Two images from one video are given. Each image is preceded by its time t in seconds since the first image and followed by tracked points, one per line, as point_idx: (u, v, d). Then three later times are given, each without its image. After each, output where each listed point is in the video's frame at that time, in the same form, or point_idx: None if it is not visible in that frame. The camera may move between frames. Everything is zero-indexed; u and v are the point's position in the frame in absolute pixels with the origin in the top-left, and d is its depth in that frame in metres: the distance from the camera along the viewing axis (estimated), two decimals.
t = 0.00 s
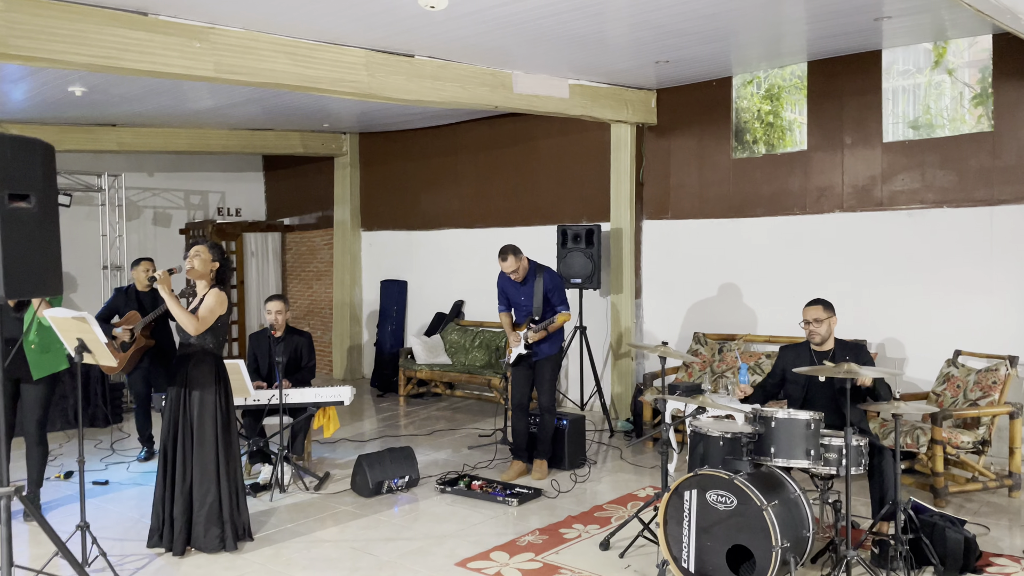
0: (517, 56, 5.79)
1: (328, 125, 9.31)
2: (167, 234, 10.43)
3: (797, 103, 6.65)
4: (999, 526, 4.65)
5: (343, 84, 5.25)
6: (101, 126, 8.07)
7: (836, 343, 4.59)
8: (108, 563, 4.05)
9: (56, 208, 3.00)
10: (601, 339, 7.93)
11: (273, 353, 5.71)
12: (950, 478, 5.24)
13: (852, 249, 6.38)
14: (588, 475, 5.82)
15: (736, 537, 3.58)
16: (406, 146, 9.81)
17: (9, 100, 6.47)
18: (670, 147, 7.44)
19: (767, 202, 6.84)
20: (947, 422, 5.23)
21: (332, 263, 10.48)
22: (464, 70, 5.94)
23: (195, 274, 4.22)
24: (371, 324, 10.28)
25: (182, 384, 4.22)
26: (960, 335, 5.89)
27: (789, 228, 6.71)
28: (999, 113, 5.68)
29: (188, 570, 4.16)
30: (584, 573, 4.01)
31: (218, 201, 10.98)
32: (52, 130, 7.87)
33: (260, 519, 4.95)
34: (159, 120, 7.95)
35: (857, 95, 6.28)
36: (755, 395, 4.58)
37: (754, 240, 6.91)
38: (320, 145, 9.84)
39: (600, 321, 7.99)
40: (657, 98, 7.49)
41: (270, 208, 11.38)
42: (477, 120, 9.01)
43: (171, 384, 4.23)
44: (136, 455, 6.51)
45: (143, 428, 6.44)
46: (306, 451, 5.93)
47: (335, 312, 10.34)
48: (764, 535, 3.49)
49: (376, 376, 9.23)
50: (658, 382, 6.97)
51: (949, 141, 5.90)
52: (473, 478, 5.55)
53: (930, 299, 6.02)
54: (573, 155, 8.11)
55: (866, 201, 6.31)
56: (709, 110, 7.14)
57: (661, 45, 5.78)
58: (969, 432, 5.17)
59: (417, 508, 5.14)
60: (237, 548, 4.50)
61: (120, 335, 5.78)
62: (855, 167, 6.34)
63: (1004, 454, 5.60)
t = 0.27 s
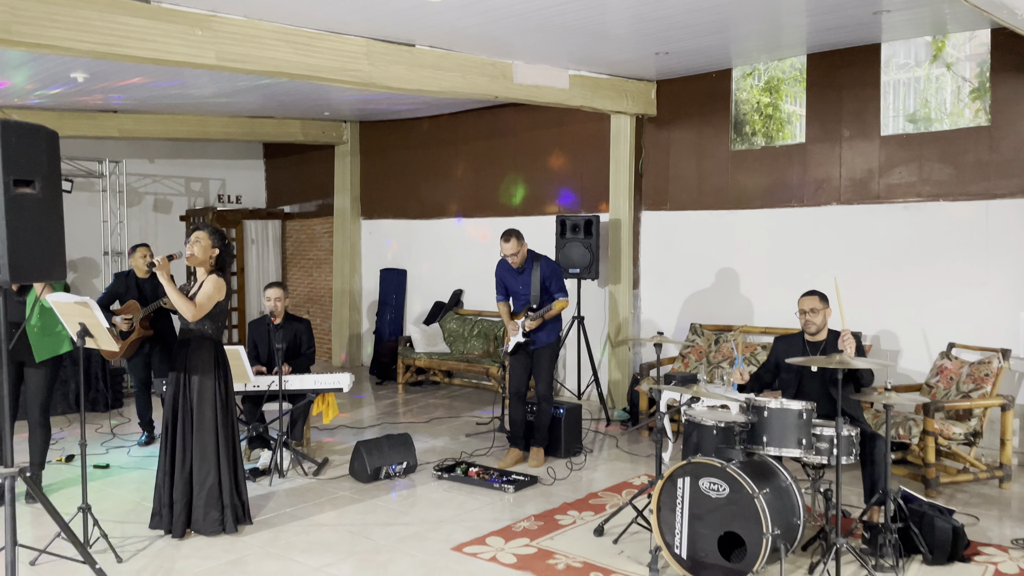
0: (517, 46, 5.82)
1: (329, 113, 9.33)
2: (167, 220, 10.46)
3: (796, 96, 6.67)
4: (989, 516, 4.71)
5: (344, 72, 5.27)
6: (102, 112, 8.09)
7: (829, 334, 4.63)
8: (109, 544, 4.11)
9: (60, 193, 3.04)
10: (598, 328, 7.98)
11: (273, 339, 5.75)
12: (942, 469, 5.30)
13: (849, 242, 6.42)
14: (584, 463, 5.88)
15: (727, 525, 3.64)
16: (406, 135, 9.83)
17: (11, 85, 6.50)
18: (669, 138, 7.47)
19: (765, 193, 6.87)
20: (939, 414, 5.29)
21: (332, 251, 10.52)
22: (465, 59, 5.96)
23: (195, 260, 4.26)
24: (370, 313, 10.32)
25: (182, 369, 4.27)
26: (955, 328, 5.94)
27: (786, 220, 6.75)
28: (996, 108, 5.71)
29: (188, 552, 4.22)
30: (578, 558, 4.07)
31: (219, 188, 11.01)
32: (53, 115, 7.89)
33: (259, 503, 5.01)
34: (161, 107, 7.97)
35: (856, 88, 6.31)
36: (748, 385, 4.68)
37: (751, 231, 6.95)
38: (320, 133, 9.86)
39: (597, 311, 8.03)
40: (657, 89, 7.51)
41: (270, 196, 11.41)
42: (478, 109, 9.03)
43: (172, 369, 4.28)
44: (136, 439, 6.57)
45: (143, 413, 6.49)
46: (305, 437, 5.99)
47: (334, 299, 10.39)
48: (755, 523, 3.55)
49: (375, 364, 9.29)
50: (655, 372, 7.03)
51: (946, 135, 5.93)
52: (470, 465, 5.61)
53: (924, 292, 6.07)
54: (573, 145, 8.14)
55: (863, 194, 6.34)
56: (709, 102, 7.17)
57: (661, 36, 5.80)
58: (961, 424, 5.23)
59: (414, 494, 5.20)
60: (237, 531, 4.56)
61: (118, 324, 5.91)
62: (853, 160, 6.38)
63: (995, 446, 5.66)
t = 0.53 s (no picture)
0: (516, 29, 5.84)
1: (329, 95, 9.35)
2: (167, 200, 10.50)
3: (794, 81, 6.70)
4: (976, 496, 4.80)
5: (343, 54, 5.30)
6: (103, 92, 8.11)
7: (819, 316, 4.71)
8: (112, 518, 4.19)
9: (64, 171, 3.09)
10: (596, 311, 8.05)
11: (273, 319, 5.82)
12: (932, 451, 5.38)
13: (844, 226, 6.47)
14: (579, 443, 5.97)
15: (716, 501, 3.72)
16: (406, 117, 9.85)
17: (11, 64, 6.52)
18: (667, 122, 7.50)
19: (762, 177, 6.92)
20: (930, 396, 5.36)
21: (331, 232, 10.57)
22: (464, 42, 5.99)
23: (196, 239, 4.31)
24: (369, 295, 10.38)
25: (183, 346, 4.33)
26: (947, 312, 6.01)
27: (782, 204, 6.80)
28: (992, 93, 5.75)
29: (189, 526, 4.30)
30: (572, 534, 4.15)
31: (219, 168, 11.04)
32: (54, 94, 7.91)
33: (259, 479, 5.09)
34: (161, 87, 7.99)
35: (854, 73, 6.34)
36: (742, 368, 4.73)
37: (748, 215, 7.00)
38: (320, 115, 9.87)
39: (595, 293, 8.10)
40: (655, 73, 7.54)
41: (270, 177, 11.43)
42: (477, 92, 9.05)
43: (172, 346, 4.34)
44: (138, 417, 6.65)
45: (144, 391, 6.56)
46: (304, 415, 6.06)
47: (334, 280, 10.45)
48: (743, 500, 3.63)
49: (375, 345, 9.36)
50: (650, 353, 7.10)
51: (942, 120, 5.97)
52: (467, 444, 5.69)
53: (917, 276, 6.13)
54: (572, 128, 8.17)
55: (859, 179, 6.39)
56: (707, 86, 7.20)
57: (660, 20, 5.83)
58: (951, 406, 5.31)
59: (412, 471, 5.28)
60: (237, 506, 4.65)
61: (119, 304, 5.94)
62: (849, 145, 6.42)
63: (984, 428, 5.74)
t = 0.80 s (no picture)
0: (515, 15, 5.87)
1: (328, 80, 9.37)
2: (166, 184, 10.55)
3: (791, 69, 6.74)
4: (964, 480, 4.89)
5: (342, 39, 5.33)
6: (102, 76, 8.14)
7: (812, 303, 4.78)
8: (113, 495, 4.26)
9: (68, 153, 3.14)
10: (592, 297, 8.11)
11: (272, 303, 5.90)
12: (921, 436, 5.46)
13: (838, 214, 6.53)
14: (574, 426, 6.04)
15: (705, 482, 3.79)
16: (405, 103, 9.88)
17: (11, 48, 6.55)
18: (665, 109, 7.54)
19: (758, 165, 6.97)
20: (920, 382, 5.44)
21: (330, 218, 10.61)
22: (462, 28, 6.02)
23: (196, 223, 4.37)
24: (367, 280, 10.44)
25: (182, 328, 4.40)
26: (939, 299, 6.08)
27: (777, 192, 6.85)
28: (986, 83, 5.79)
29: (190, 504, 4.38)
30: (565, 514, 4.23)
31: (218, 153, 11.07)
32: (54, 78, 7.94)
33: (258, 460, 5.16)
34: (160, 71, 8.02)
35: (850, 62, 6.37)
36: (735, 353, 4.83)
37: (744, 202, 7.05)
38: (319, 100, 9.90)
39: (592, 279, 8.16)
40: (653, 61, 7.57)
41: (269, 162, 11.47)
42: (476, 78, 9.07)
43: (172, 327, 4.41)
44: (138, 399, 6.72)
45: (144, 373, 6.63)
46: (303, 398, 6.13)
47: (332, 266, 10.50)
48: (732, 480, 3.70)
49: (373, 330, 9.43)
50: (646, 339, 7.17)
51: (936, 109, 6.02)
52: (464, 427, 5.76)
53: (909, 263, 6.19)
54: (570, 115, 8.21)
55: (854, 167, 6.44)
56: (704, 73, 7.23)
57: (657, 7, 5.86)
58: (941, 392, 5.39)
59: (409, 453, 5.35)
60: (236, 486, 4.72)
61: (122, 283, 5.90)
62: (844, 133, 6.46)
63: (974, 414, 5.83)
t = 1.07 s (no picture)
0: (509, 6, 5.90)
1: (323, 69, 9.39)
2: (161, 172, 10.56)
3: (783, 61, 6.79)
4: (947, 469, 4.96)
5: (336, 28, 5.35)
6: (98, 63, 8.14)
7: (802, 294, 4.85)
8: (107, 478, 4.31)
9: (63, 138, 3.17)
10: (585, 287, 8.17)
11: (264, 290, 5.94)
12: (907, 425, 5.54)
13: (829, 205, 6.59)
14: (565, 414, 6.10)
15: (691, 468, 3.86)
16: (400, 92, 9.90)
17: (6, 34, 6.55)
18: (658, 101, 7.58)
19: (750, 157, 7.01)
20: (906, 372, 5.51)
21: (325, 206, 10.64)
22: (456, 18, 6.05)
23: (189, 210, 4.41)
24: (362, 268, 10.48)
25: (176, 314, 4.44)
26: (927, 291, 6.14)
27: (769, 183, 6.90)
28: (976, 76, 5.84)
29: (183, 488, 4.43)
30: (554, 499, 4.30)
31: (213, 141, 11.08)
32: (48, 64, 7.94)
33: (251, 445, 5.21)
34: (155, 58, 8.02)
35: (841, 54, 6.41)
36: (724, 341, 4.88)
37: (736, 193, 7.10)
38: (314, 89, 9.91)
39: (585, 269, 8.21)
40: (647, 52, 7.61)
41: (264, 150, 11.48)
42: (471, 67, 9.10)
43: (166, 313, 4.45)
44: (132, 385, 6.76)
45: (138, 359, 6.67)
46: (297, 384, 6.17)
47: (327, 254, 10.54)
48: (717, 467, 3.77)
49: (367, 319, 9.47)
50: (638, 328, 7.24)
51: (926, 102, 6.07)
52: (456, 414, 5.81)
53: (898, 255, 6.26)
54: (564, 106, 8.24)
55: (844, 159, 6.49)
56: (698, 65, 7.27)
57: None
58: (926, 382, 5.46)
59: (401, 439, 5.41)
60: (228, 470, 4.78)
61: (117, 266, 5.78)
62: (835, 125, 6.51)
63: (959, 404, 5.90)
